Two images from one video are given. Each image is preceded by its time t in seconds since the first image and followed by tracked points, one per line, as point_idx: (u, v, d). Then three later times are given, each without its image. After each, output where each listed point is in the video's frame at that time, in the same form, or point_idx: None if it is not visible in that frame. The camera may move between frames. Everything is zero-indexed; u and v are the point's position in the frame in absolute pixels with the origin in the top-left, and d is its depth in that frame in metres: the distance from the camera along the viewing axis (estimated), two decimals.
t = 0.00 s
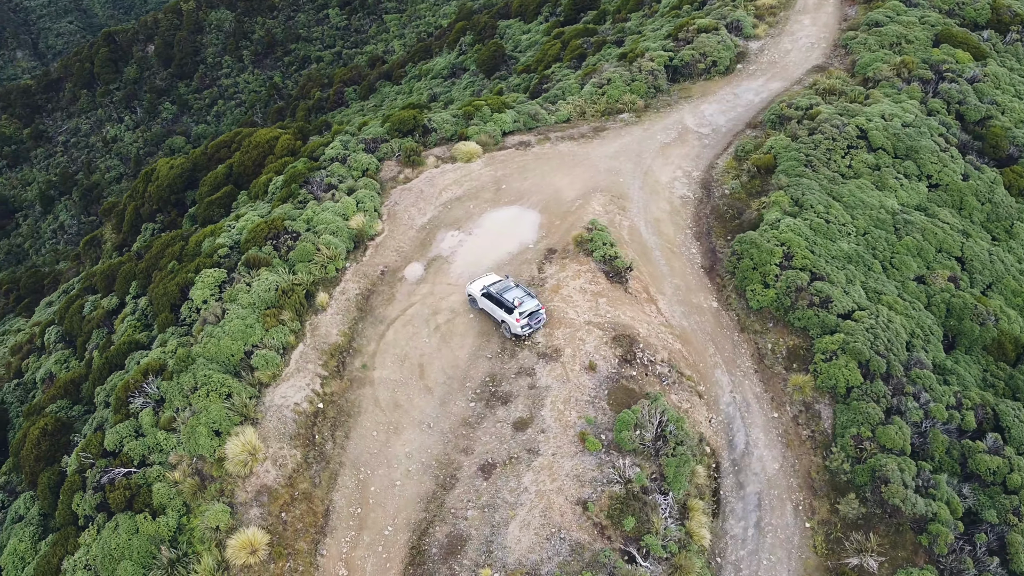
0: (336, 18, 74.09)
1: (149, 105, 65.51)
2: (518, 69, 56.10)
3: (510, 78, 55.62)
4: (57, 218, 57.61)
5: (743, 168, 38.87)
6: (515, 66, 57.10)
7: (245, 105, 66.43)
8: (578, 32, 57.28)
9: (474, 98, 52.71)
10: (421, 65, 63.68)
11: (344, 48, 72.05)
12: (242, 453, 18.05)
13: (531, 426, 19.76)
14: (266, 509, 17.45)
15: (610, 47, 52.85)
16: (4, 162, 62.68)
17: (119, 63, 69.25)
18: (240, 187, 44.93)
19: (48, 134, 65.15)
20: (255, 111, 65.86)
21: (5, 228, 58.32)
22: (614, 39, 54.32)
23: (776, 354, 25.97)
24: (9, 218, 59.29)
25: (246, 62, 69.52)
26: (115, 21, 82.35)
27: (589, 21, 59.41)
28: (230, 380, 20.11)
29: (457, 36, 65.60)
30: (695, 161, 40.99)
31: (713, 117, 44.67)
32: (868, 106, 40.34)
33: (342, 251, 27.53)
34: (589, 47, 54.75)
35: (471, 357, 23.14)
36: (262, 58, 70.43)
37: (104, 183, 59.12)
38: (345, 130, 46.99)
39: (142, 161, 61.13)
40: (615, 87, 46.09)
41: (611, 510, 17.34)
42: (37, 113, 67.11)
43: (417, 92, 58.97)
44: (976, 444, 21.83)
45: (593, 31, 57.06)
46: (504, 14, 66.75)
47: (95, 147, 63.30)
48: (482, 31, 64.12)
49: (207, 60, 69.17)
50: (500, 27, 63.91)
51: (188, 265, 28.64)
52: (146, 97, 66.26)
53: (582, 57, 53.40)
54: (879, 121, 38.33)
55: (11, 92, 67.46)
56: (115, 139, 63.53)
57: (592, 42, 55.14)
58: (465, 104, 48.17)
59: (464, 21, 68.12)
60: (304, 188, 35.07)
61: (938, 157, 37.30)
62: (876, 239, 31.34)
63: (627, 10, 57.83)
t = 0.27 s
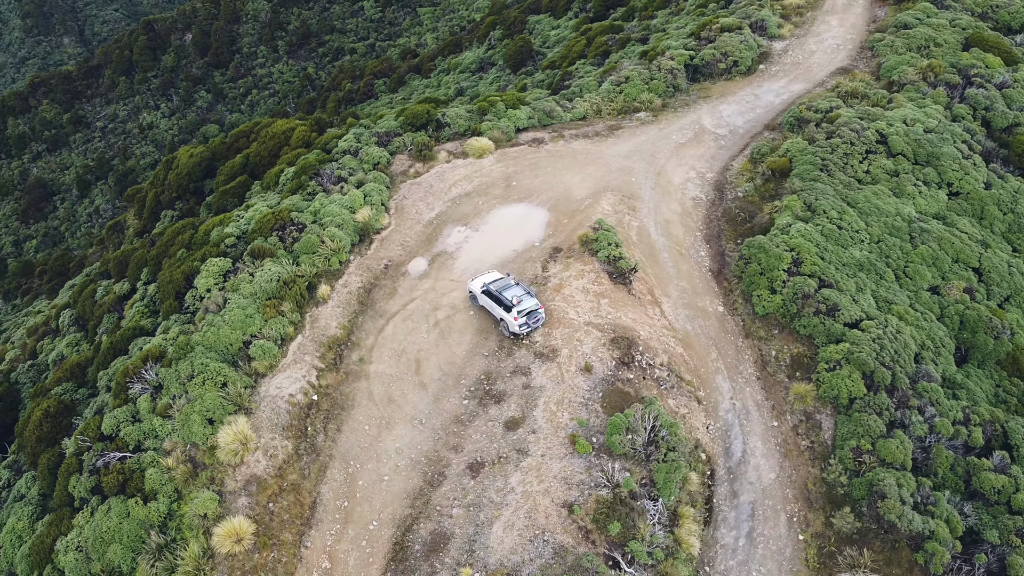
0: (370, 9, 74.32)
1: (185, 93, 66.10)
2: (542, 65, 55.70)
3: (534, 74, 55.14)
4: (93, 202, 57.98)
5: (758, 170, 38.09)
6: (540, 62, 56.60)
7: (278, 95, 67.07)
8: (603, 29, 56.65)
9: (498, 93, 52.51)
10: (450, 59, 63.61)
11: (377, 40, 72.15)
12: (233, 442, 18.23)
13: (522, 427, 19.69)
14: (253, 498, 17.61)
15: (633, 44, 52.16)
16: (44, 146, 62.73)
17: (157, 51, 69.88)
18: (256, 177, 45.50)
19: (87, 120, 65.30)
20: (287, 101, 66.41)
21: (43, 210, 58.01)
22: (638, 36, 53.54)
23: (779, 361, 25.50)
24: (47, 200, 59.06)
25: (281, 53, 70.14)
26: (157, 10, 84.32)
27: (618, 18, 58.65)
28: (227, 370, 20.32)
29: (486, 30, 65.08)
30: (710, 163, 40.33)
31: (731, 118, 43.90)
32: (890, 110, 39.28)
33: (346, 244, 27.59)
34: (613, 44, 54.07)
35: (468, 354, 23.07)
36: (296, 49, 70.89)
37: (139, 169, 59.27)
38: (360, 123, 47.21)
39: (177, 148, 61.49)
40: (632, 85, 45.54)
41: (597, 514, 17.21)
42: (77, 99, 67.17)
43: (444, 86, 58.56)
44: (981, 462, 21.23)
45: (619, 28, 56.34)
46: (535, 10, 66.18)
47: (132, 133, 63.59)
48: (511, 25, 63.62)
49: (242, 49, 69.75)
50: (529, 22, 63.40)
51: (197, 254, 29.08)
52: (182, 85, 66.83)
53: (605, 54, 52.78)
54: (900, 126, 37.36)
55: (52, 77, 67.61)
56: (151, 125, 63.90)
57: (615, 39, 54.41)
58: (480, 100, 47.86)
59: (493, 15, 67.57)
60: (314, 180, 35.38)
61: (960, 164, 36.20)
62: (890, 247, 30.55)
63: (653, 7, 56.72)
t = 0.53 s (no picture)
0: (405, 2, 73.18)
1: (220, 82, 66.03)
2: (568, 61, 54.95)
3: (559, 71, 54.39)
4: (127, 187, 57.89)
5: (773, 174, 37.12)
6: (566, 60, 55.79)
7: (311, 86, 67.03)
8: (629, 27, 55.83)
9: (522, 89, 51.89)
10: (480, 53, 62.83)
11: (411, 34, 71.10)
12: (225, 432, 18.44)
13: (512, 428, 19.67)
14: (242, 488, 17.80)
15: (658, 43, 51.33)
16: (83, 131, 62.86)
17: (195, 40, 69.68)
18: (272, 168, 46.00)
19: (125, 107, 65.33)
20: (320, 92, 66.32)
21: (80, 194, 57.98)
22: (664, 35, 52.66)
23: (782, 370, 25.07)
24: (84, 184, 59.09)
25: (316, 44, 70.04)
26: None
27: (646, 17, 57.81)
28: (225, 360, 20.51)
29: (515, 26, 64.02)
30: (725, 166, 39.55)
31: (750, 121, 42.94)
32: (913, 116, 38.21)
33: (351, 238, 27.55)
34: (638, 42, 53.11)
35: (465, 353, 22.94)
36: (331, 40, 70.76)
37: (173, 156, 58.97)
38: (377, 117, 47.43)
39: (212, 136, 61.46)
40: (650, 84, 44.82)
41: (582, 518, 17.15)
42: (116, 86, 67.05)
43: (473, 81, 57.76)
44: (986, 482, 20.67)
45: (645, 27, 55.37)
46: (566, 5, 64.79)
47: (168, 121, 63.66)
48: (540, 22, 62.67)
49: (278, 40, 69.74)
50: (559, 19, 62.36)
51: (205, 243, 29.50)
52: (218, 75, 66.85)
53: (630, 52, 51.90)
54: (921, 132, 36.37)
55: (93, 64, 67.60)
56: (187, 114, 63.97)
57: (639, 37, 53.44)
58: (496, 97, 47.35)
59: (523, 11, 66.41)
60: (325, 173, 35.69)
61: (981, 174, 35.19)
62: (903, 257, 29.78)
63: (681, 6, 56.00)
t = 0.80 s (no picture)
0: None
1: (255, 73, 66.00)
2: (594, 59, 54.03)
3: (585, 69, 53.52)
4: (162, 173, 57.62)
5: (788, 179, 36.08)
6: (593, 58, 54.78)
7: (345, 79, 65.98)
8: (655, 25, 54.60)
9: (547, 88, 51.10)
10: (509, 49, 61.85)
11: (445, 28, 69.18)
12: (219, 422, 18.72)
13: (502, 429, 19.78)
14: (233, 479, 18.14)
15: (683, 42, 50.18)
16: (121, 119, 63.49)
17: (232, 31, 70.02)
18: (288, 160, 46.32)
19: (162, 95, 65.82)
20: (353, 85, 65.40)
21: (116, 180, 58.20)
22: (689, 35, 51.43)
23: (784, 380, 24.66)
24: (121, 170, 59.46)
25: (350, 37, 69.01)
26: None
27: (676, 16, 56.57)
28: (223, 350, 20.79)
29: (545, 23, 62.88)
30: (742, 169, 38.14)
31: (769, 124, 41.66)
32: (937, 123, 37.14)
33: (356, 233, 26.92)
34: (664, 41, 51.95)
35: (461, 351, 22.79)
36: (365, 34, 69.55)
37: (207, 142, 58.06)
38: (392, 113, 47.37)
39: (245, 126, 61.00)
40: (669, 85, 43.65)
41: (567, 523, 17.24)
42: (156, 75, 67.57)
43: (500, 77, 56.91)
44: (989, 502, 20.20)
45: (673, 26, 54.06)
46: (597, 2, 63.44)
47: (203, 110, 64.16)
48: (571, 18, 61.43)
49: (313, 32, 69.04)
50: (590, 16, 60.95)
51: (214, 233, 29.87)
52: (253, 66, 66.77)
53: (655, 50, 50.76)
54: (943, 140, 35.38)
55: (133, 53, 68.16)
56: (223, 104, 64.37)
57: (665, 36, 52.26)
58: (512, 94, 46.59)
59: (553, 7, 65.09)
60: (335, 167, 35.80)
61: (1004, 184, 34.16)
62: (916, 268, 29.08)
63: (708, 6, 54.74)
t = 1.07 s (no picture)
0: None
1: (290, 64, 65.48)
2: (620, 58, 53.45)
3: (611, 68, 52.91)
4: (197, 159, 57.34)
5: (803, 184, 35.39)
6: (621, 56, 53.94)
7: (378, 72, 66.05)
8: (682, 24, 53.61)
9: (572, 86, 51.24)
10: (540, 46, 61.28)
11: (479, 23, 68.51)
12: (213, 411, 19.00)
13: (492, 429, 19.82)
14: (224, 468, 18.43)
15: (709, 42, 49.21)
16: (159, 107, 62.64)
17: (269, 22, 68.93)
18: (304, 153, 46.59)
19: (199, 85, 64.84)
20: (386, 79, 65.04)
21: (152, 167, 58.08)
22: (716, 35, 50.54)
23: (785, 390, 24.25)
24: (156, 158, 59.09)
25: (385, 31, 68.29)
26: None
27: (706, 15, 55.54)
28: (223, 340, 21.10)
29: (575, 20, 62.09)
30: (757, 173, 37.51)
31: (788, 128, 40.87)
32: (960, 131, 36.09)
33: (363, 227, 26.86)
34: (691, 40, 51.13)
35: (458, 349, 22.72)
36: (401, 27, 68.82)
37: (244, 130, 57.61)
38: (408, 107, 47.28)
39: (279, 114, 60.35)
40: (688, 86, 43.05)
41: (551, 527, 17.34)
42: (193, 64, 66.78)
43: (529, 73, 56.58)
44: (988, 523, 19.77)
45: (702, 26, 53.00)
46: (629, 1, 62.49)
47: (239, 100, 63.59)
48: (602, 15, 60.49)
49: (349, 25, 68.46)
50: (622, 14, 59.94)
51: (223, 223, 30.21)
52: (289, 57, 66.25)
53: (680, 50, 49.86)
54: (965, 149, 34.40)
55: (172, 41, 67.06)
56: (258, 95, 63.95)
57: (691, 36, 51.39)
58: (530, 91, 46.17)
59: (586, 4, 64.20)
60: (346, 161, 35.92)
61: None
62: (929, 280, 28.35)
63: (737, 6, 53.77)
